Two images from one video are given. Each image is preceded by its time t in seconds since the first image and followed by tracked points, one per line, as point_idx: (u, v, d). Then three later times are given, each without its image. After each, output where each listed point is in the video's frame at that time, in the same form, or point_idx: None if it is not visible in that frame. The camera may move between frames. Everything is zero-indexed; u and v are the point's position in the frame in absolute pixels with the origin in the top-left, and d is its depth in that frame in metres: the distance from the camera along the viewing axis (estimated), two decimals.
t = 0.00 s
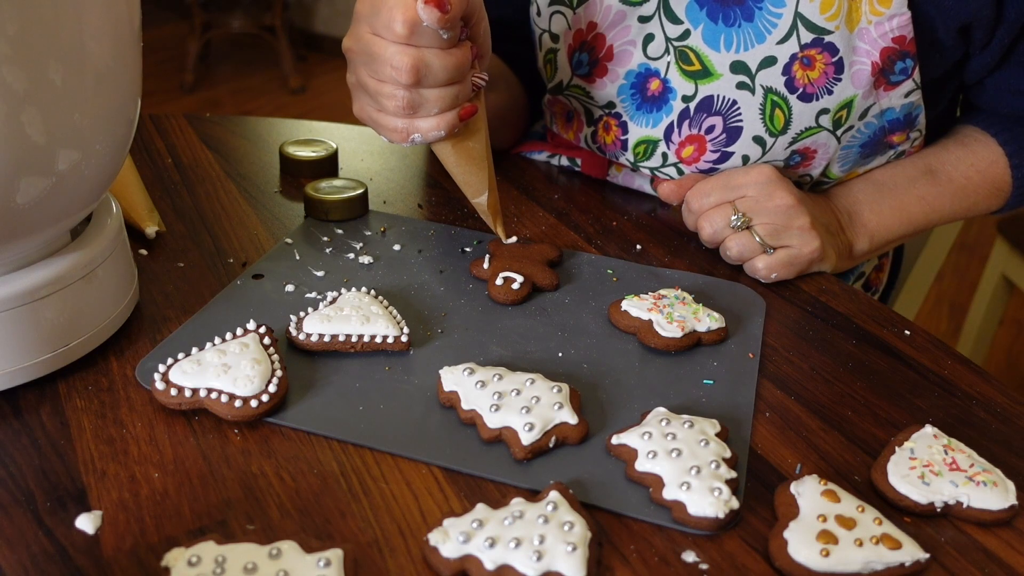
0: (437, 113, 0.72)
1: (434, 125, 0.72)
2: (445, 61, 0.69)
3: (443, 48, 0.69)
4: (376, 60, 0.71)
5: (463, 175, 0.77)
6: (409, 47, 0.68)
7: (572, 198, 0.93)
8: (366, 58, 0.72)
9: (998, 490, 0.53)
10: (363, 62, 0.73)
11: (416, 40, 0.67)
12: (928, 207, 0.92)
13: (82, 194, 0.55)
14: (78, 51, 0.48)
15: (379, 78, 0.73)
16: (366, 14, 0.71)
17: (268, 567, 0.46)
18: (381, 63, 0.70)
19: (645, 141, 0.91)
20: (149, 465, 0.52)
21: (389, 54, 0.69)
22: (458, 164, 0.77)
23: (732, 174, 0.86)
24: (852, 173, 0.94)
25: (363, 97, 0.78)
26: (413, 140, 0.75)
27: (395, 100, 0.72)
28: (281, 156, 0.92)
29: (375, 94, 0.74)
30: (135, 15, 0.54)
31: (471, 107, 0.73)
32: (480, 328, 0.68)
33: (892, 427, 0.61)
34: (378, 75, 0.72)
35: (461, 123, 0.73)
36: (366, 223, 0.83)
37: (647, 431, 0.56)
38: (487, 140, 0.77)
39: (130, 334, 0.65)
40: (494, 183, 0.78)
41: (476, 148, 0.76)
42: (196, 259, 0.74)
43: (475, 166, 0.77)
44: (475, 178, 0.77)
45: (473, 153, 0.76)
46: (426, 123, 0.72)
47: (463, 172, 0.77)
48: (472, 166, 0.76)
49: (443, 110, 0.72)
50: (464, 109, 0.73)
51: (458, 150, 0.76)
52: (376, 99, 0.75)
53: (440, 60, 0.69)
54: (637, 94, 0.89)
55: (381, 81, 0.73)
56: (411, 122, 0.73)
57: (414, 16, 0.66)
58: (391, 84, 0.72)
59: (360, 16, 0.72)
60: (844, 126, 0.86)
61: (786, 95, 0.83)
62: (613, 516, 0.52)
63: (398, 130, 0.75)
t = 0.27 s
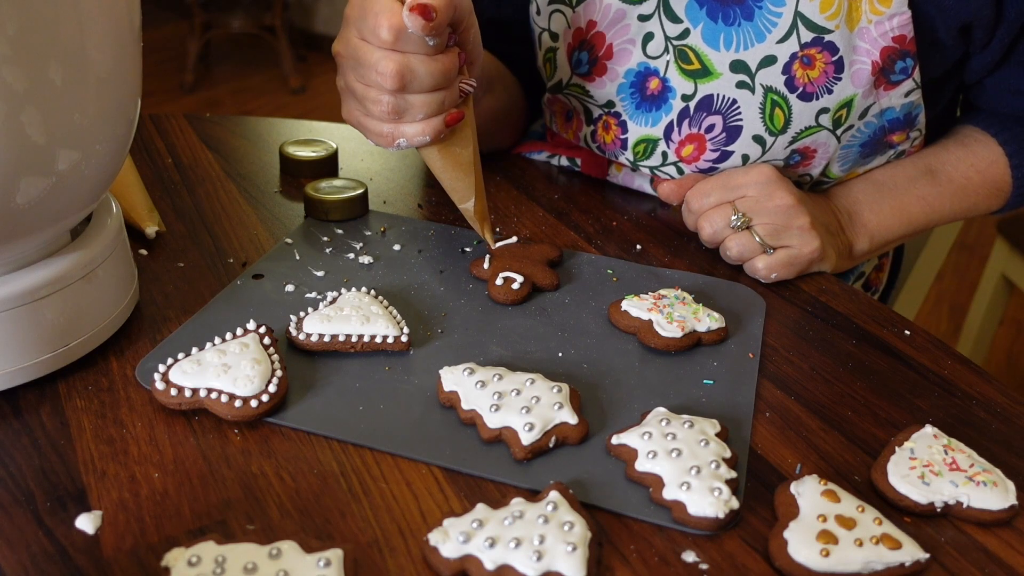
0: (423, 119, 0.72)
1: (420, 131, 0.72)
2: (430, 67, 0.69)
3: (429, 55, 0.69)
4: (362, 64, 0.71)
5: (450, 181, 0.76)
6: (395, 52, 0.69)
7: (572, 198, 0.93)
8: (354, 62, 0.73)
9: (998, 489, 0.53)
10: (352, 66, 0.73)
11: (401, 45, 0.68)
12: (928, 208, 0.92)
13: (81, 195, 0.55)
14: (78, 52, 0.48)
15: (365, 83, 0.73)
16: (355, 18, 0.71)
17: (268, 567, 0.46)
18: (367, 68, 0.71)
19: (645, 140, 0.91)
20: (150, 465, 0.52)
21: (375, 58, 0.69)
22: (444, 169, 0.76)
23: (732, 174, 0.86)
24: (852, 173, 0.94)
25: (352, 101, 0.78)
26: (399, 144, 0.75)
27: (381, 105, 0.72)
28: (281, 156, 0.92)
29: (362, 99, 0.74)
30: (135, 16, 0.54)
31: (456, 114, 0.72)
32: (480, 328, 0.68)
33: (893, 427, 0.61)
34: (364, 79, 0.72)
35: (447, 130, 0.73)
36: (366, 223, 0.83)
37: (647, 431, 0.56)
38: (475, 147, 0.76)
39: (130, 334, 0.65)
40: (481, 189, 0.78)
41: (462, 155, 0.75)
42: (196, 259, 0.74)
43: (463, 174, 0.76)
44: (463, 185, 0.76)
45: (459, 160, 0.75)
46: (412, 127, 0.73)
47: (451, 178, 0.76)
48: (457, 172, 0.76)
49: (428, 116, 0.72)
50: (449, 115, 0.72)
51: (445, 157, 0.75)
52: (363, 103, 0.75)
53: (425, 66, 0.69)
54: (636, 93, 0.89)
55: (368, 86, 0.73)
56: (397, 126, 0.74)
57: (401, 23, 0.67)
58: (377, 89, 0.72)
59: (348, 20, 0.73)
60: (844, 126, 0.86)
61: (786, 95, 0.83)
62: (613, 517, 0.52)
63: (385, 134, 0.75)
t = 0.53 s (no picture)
0: (508, 108, 0.69)
1: (503, 121, 0.70)
2: (527, 51, 0.66)
3: (524, 38, 0.67)
4: (450, 46, 0.67)
5: (523, 183, 0.75)
6: (490, 30, 0.66)
7: (572, 198, 0.93)
8: (440, 44, 0.68)
9: (998, 489, 0.53)
10: (436, 48, 0.69)
11: (500, 23, 0.65)
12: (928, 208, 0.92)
13: (81, 195, 0.55)
14: (78, 53, 0.48)
15: (450, 66, 0.69)
16: None
17: (268, 567, 0.46)
18: (456, 47, 0.67)
19: (651, 140, 0.92)
20: (149, 465, 0.52)
21: (466, 36, 0.65)
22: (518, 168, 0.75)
23: (733, 174, 0.86)
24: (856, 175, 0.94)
25: (422, 86, 0.75)
26: (478, 135, 0.71)
27: (467, 89, 0.68)
28: (281, 156, 0.92)
29: (443, 83, 0.70)
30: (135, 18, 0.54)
31: (540, 107, 0.71)
32: (480, 328, 0.68)
33: (893, 427, 0.61)
34: (449, 61, 0.68)
35: (530, 123, 0.71)
36: (366, 223, 0.83)
37: (647, 431, 0.56)
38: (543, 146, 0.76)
39: (130, 334, 0.65)
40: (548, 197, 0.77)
41: (537, 155, 0.75)
42: (196, 259, 0.75)
43: (535, 175, 0.75)
44: (533, 189, 0.75)
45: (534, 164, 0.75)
46: (495, 118, 0.70)
47: (521, 179, 0.75)
48: (530, 172, 0.75)
49: (514, 106, 0.69)
50: (534, 108, 0.70)
51: (520, 154, 0.74)
52: (443, 89, 0.71)
53: (524, 50, 0.66)
54: (646, 93, 0.90)
55: (453, 69, 0.69)
56: (479, 115, 0.70)
57: None
58: (464, 73, 0.68)
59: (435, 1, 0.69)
60: (852, 131, 0.85)
61: (797, 99, 0.83)
62: (613, 516, 0.52)
63: (462, 124, 0.71)
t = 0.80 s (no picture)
0: (507, 129, 0.69)
1: (502, 141, 0.70)
2: (529, 74, 0.65)
3: (525, 61, 0.65)
4: (453, 65, 0.67)
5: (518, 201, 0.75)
6: (493, 53, 0.64)
7: (572, 198, 0.93)
8: (441, 61, 0.68)
9: (998, 489, 0.53)
10: (437, 64, 0.69)
11: (502, 47, 0.64)
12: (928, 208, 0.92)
13: (82, 194, 0.55)
14: (78, 53, 0.48)
15: (451, 84, 0.69)
16: (448, 14, 0.67)
17: (268, 567, 0.46)
18: (458, 67, 0.66)
19: (651, 142, 0.92)
20: (149, 465, 0.52)
21: (469, 59, 0.65)
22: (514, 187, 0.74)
23: (734, 173, 0.86)
24: (857, 178, 0.94)
25: (424, 101, 0.75)
26: (476, 153, 0.71)
27: (467, 109, 0.68)
28: (281, 156, 0.92)
29: (444, 100, 0.70)
30: (135, 16, 0.54)
31: (537, 128, 0.71)
32: (480, 328, 0.68)
33: (893, 427, 0.61)
34: (451, 79, 0.68)
35: (528, 142, 0.71)
36: (366, 222, 0.83)
37: (647, 431, 0.56)
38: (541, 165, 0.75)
39: (130, 334, 0.65)
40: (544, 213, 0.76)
41: (534, 173, 0.74)
42: (196, 258, 0.75)
43: (532, 193, 0.75)
44: (527, 206, 0.75)
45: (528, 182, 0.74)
46: (493, 138, 0.70)
47: (517, 198, 0.75)
48: (527, 191, 0.74)
49: (513, 127, 0.69)
50: (532, 128, 0.70)
51: (516, 173, 0.73)
52: (443, 106, 0.71)
53: (524, 73, 0.65)
54: (648, 96, 0.89)
55: (454, 87, 0.69)
56: (478, 135, 0.70)
57: (506, 22, 0.62)
58: (464, 92, 0.68)
59: (439, 16, 0.69)
60: (853, 135, 0.86)
61: (798, 103, 0.83)
62: (613, 516, 0.52)
63: (460, 142, 0.71)
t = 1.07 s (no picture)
0: (506, 125, 0.69)
1: (501, 137, 0.69)
2: (528, 71, 0.65)
3: (524, 58, 0.65)
4: (452, 62, 0.67)
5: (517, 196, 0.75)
6: (492, 50, 0.64)
7: (572, 198, 0.93)
8: (440, 58, 0.68)
9: (998, 489, 0.53)
10: (436, 62, 0.69)
11: (501, 45, 0.64)
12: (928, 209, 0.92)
13: (82, 194, 0.55)
14: (78, 53, 0.48)
15: (450, 81, 0.69)
16: (447, 12, 0.67)
17: (268, 567, 0.46)
18: (457, 64, 0.66)
19: (651, 142, 0.92)
20: (149, 465, 0.52)
21: (469, 56, 0.65)
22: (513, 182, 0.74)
23: (733, 173, 0.86)
24: (857, 177, 0.94)
25: (423, 99, 0.75)
26: (475, 150, 0.71)
27: (467, 106, 0.68)
28: (281, 156, 0.92)
29: (443, 97, 0.70)
30: (135, 16, 0.54)
31: (536, 123, 0.71)
32: (480, 328, 0.68)
33: (893, 427, 0.61)
34: (450, 77, 0.68)
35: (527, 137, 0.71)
36: (366, 222, 0.83)
37: (647, 431, 0.56)
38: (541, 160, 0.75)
39: (130, 334, 0.65)
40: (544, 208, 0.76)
41: (534, 168, 0.74)
42: (196, 258, 0.75)
43: (531, 189, 0.74)
44: (527, 201, 0.75)
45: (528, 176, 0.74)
46: (493, 134, 0.70)
47: (517, 193, 0.74)
48: (527, 185, 0.74)
49: (512, 123, 0.69)
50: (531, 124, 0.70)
51: (515, 169, 0.73)
52: (443, 103, 0.71)
53: (523, 69, 0.65)
54: (647, 96, 0.89)
55: (453, 84, 0.69)
56: (477, 131, 0.70)
57: (506, 20, 0.62)
58: (463, 89, 0.68)
59: (438, 14, 0.69)
60: (853, 134, 0.86)
61: (797, 103, 0.83)
62: (613, 516, 0.52)
63: (460, 139, 0.71)
